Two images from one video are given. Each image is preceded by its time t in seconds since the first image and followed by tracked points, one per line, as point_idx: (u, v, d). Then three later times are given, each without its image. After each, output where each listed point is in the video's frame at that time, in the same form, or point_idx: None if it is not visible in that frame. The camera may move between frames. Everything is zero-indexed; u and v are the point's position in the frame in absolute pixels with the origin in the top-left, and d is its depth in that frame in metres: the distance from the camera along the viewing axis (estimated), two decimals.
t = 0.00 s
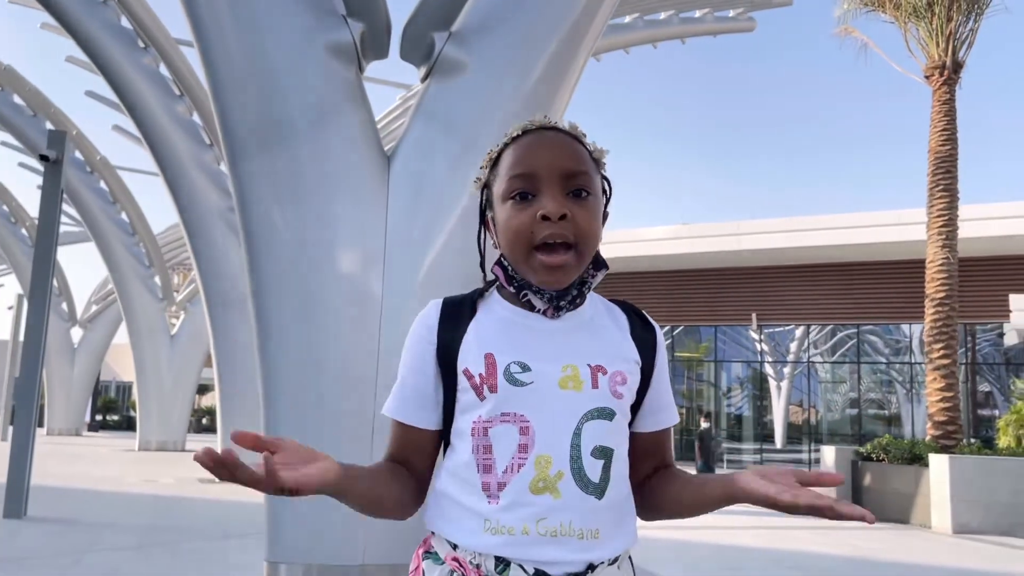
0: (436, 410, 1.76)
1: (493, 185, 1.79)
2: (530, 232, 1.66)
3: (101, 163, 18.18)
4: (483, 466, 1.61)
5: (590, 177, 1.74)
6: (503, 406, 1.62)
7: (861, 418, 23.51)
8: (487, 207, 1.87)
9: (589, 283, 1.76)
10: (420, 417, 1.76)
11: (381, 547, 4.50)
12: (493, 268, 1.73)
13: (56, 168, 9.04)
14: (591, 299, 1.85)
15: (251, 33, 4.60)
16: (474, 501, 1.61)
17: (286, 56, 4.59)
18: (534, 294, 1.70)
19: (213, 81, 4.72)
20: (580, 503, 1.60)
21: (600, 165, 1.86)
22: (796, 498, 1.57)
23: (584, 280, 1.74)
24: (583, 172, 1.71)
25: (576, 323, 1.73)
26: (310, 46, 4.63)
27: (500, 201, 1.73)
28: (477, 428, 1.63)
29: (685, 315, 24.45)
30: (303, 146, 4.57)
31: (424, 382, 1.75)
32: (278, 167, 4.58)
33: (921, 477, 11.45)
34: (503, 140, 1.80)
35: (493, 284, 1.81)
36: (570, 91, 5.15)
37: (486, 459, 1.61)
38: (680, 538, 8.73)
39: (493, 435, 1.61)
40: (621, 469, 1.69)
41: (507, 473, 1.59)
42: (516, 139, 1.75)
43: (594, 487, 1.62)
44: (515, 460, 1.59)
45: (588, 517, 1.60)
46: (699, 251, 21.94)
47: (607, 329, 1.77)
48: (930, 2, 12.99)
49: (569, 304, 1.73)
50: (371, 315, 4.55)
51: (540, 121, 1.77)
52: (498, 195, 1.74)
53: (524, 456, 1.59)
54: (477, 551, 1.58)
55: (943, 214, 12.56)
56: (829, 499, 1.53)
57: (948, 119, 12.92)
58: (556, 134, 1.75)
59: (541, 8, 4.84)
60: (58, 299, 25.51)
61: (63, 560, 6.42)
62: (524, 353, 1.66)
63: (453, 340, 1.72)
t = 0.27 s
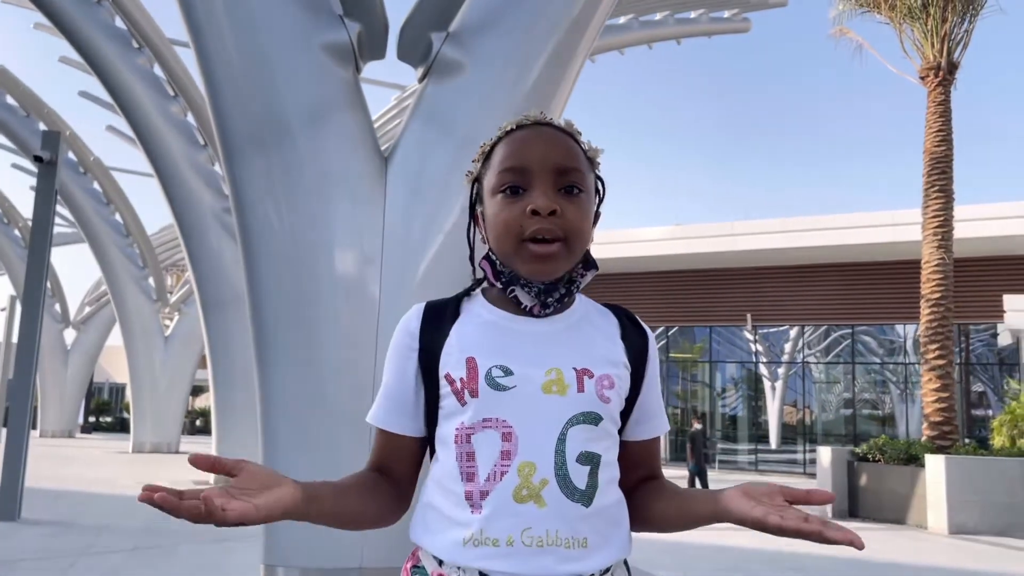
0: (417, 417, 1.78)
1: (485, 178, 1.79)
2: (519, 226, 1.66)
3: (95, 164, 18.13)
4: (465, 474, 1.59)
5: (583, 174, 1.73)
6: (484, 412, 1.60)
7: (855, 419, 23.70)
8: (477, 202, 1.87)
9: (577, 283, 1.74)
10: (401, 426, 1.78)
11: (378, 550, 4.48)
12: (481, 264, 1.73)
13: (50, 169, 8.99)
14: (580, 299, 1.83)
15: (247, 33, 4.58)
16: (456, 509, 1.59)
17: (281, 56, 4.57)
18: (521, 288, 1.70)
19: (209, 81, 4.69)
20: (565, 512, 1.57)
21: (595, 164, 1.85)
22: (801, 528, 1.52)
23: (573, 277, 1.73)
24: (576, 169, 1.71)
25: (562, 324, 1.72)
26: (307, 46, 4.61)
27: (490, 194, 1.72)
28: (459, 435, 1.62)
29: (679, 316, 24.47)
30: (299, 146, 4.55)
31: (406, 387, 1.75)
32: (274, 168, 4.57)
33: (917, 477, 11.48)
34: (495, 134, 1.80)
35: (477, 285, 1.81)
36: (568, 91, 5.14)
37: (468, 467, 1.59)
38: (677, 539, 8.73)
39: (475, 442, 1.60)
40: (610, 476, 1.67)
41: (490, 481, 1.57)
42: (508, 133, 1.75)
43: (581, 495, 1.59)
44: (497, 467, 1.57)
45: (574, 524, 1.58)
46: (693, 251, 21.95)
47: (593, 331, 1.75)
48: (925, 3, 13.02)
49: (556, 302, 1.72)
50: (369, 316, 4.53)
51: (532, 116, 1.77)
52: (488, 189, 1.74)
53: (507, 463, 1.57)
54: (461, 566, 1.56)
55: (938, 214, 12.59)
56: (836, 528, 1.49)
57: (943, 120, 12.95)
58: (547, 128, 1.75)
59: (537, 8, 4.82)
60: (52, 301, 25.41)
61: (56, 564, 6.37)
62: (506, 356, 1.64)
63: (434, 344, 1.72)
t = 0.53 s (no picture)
0: (407, 416, 1.77)
1: (472, 176, 1.79)
2: (506, 224, 1.66)
3: (94, 166, 18.12)
4: (456, 474, 1.58)
5: (569, 171, 1.74)
6: (474, 411, 1.59)
7: (854, 419, 23.72)
8: (463, 201, 1.86)
9: (567, 280, 1.75)
10: (393, 426, 1.76)
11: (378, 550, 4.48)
12: (469, 263, 1.73)
13: (49, 170, 8.97)
14: (571, 296, 1.82)
15: (246, 34, 4.57)
16: (446, 509, 1.58)
17: (281, 57, 4.56)
18: (509, 287, 1.69)
19: (208, 82, 4.68)
20: (557, 512, 1.56)
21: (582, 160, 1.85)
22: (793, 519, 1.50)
23: (562, 275, 1.74)
24: (563, 166, 1.71)
25: (552, 322, 1.71)
26: (306, 47, 4.60)
27: (477, 192, 1.72)
28: (450, 434, 1.61)
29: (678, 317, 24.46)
30: (298, 147, 4.54)
31: (397, 384, 1.74)
32: (274, 169, 4.56)
33: (917, 477, 11.47)
34: (480, 133, 1.79)
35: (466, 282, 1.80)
36: (567, 91, 5.14)
37: (459, 467, 1.58)
38: (676, 540, 8.72)
39: (466, 441, 1.59)
40: (601, 476, 1.66)
41: (480, 481, 1.56)
42: (494, 129, 1.74)
43: (572, 495, 1.58)
44: (488, 467, 1.56)
45: (565, 525, 1.57)
46: (692, 252, 21.94)
47: (583, 329, 1.74)
48: (923, 3, 13.04)
49: (545, 301, 1.71)
50: (369, 318, 4.53)
51: (518, 113, 1.76)
52: (475, 187, 1.74)
53: (497, 462, 1.55)
54: (451, 567, 1.54)
55: (937, 214, 12.59)
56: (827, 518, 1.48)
57: (942, 120, 12.96)
58: (534, 125, 1.75)
59: (537, 9, 4.81)
60: (50, 302, 25.37)
61: (55, 566, 6.36)
62: (495, 354, 1.63)
63: (424, 342, 1.70)
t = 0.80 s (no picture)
0: (400, 415, 1.77)
1: (459, 179, 1.76)
2: (496, 231, 1.64)
3: (95, 168, 18.14)
4: (447, 468, 1.58)
5: (559, 174, 1.71)
6: (464, 407, 1.59)
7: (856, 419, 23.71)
8: (451, 202, 1.84)
9: (558, 282, 1.72)
10: (386, 424, 1.76)
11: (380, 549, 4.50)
12: (459, 266, 1.71)
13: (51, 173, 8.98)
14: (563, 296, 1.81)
15: (248, 35, 4.57)
16: (436, 504, 1.58)
17: (283, 59, 4.56)
18: (500, 291, 1.68)
19: (210, 84, 4.68)
20: (547, 506, 1.56)
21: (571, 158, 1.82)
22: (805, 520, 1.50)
23: (552, 278, 1.71)
24: (552, 169, 1.68)
25: (542, 323, 1.70)
26: (307, 48, 4.60)
27: (465, 198, 1.70)
28: (440, 430, 1.61)
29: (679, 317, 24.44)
30: (300, 148, 4.54)
31: (390, 383, 1.75)
32: (276, 171, 4.56)
33: (920, 477, 11.43)
34: (468, 135, 1.77)
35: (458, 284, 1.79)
36: (569, 91, 5.14)
37: (449, 461, 1.58)
38: (678, 541, 8.71)
39: (456, 436, 1.59)
40: (592, 471, 1.66)
41: (470, 474, 1.56)
42: (482, 132, 1.72)
43: (562, 488, 1.58)
44: (477, 461, 1.56)
45: (557, 519, 1.57)
46: (693, 252, 21.92)
47: (575, 328, 1.73)
48: (925, 2, 13.02)
49: (537, 302, 1.70)
50: (372, 319, 4.54)
51: (507, 113, 1.73)
52: (463, 190, 1.72)
53: (487, 456, 1.56)
54: (441, 559, 1.55)
55: (939, 214, 12.58)
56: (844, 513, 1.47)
57: (944, 119, 12.95)
58: (523, 127, 1.72)
59: (538, 9, 4.81)
60: (52, 305, 25.38)
61: (58, 569, 6.35)
62: (484, 351, 1.63)
63: (414, 340, 1.71)
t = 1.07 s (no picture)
0: (391, 416, 1.76)
1: (452, 178, 1.75)
2: (485, 229, 1.63)
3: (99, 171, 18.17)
4: (438, 469, 1.58)
5: (552, 171, 1.69)
6: (456, 411, 1.59)
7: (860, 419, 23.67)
8: (446, 202, 1.83)
9: (550, 282, 1.71)
10: (378, 425, 1.75)
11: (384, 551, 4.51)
12: (452, 266, 1.70)
13: (54, 175, 8.99)
14: (556, 297, 1.80)
15: (249, 36, 4.57)
16: (428, 505, 1.57)
17: (284, 59, 4.57)
18: (492, 292, 1.66)
19: (212, 84, 4.69)
20: (539, 506, 1.56)
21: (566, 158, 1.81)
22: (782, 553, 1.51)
23: (545, 278, 1.69)
24: (544, 166, 1.67)
25: (534, 325, 1.69)
26: (308, 49, 4.60)
27: (456, 195, 1.69)
28: (433, 434, 1.60)
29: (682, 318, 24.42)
30: (301, 148, 4.54)
31: (381, 387, 1.73)
32: (277, 171, 4.56)
33: (925, 478, 11.40)
34: (461, 133, 1.76)
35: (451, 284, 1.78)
36: (570, 92, 5.14)
37: (442, 463, 1.58)
38: (682, 542, 8.70)
39: (450, 440, 1.59)
40: (584, 472, 1.66)
41: (462, 475, 1.56)
42: (474, 130, 1.71)
43: (553, 489, 1.58)
44: (470, 462, 1.56)
45: (548, 519, 1.57)
46: (696, 253, 21.89)
47: (567, 330, 1.73)
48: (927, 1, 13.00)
49: (529, 304, 1.69)
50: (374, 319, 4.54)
51: (500, 110, 1.71)
52: (456, 188, 1.71)
53: (479, 458, 1.55)
54: (432, 558, 1.54)
55: (943, 213, 12.56)
56: (824, 554, 1.51)
57: (947, 119, 12.93)
58: (516, 123, 1.70)
59: (540, 9, 4.81)
60: (56, 307, 25.44)
61: (61, 571, 6.35)
62: (477, 354, 1.63)
63: (407, 344, 1.70)
